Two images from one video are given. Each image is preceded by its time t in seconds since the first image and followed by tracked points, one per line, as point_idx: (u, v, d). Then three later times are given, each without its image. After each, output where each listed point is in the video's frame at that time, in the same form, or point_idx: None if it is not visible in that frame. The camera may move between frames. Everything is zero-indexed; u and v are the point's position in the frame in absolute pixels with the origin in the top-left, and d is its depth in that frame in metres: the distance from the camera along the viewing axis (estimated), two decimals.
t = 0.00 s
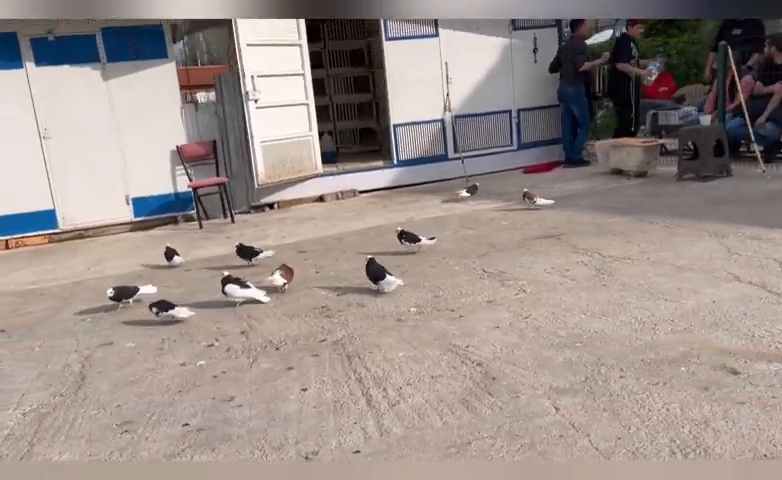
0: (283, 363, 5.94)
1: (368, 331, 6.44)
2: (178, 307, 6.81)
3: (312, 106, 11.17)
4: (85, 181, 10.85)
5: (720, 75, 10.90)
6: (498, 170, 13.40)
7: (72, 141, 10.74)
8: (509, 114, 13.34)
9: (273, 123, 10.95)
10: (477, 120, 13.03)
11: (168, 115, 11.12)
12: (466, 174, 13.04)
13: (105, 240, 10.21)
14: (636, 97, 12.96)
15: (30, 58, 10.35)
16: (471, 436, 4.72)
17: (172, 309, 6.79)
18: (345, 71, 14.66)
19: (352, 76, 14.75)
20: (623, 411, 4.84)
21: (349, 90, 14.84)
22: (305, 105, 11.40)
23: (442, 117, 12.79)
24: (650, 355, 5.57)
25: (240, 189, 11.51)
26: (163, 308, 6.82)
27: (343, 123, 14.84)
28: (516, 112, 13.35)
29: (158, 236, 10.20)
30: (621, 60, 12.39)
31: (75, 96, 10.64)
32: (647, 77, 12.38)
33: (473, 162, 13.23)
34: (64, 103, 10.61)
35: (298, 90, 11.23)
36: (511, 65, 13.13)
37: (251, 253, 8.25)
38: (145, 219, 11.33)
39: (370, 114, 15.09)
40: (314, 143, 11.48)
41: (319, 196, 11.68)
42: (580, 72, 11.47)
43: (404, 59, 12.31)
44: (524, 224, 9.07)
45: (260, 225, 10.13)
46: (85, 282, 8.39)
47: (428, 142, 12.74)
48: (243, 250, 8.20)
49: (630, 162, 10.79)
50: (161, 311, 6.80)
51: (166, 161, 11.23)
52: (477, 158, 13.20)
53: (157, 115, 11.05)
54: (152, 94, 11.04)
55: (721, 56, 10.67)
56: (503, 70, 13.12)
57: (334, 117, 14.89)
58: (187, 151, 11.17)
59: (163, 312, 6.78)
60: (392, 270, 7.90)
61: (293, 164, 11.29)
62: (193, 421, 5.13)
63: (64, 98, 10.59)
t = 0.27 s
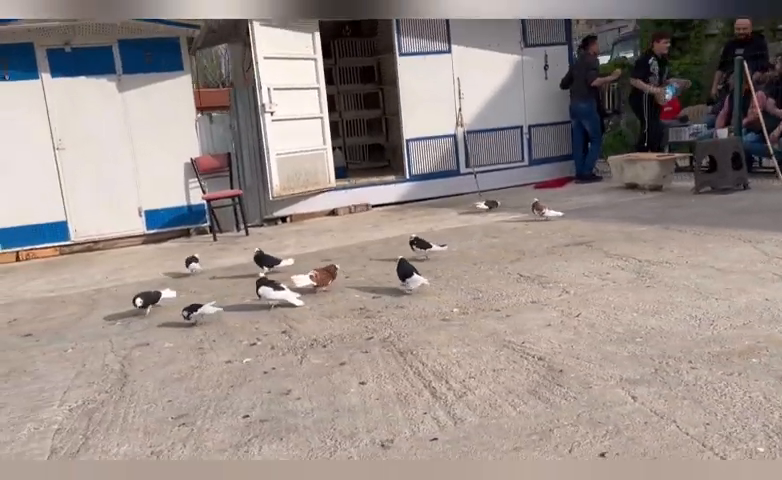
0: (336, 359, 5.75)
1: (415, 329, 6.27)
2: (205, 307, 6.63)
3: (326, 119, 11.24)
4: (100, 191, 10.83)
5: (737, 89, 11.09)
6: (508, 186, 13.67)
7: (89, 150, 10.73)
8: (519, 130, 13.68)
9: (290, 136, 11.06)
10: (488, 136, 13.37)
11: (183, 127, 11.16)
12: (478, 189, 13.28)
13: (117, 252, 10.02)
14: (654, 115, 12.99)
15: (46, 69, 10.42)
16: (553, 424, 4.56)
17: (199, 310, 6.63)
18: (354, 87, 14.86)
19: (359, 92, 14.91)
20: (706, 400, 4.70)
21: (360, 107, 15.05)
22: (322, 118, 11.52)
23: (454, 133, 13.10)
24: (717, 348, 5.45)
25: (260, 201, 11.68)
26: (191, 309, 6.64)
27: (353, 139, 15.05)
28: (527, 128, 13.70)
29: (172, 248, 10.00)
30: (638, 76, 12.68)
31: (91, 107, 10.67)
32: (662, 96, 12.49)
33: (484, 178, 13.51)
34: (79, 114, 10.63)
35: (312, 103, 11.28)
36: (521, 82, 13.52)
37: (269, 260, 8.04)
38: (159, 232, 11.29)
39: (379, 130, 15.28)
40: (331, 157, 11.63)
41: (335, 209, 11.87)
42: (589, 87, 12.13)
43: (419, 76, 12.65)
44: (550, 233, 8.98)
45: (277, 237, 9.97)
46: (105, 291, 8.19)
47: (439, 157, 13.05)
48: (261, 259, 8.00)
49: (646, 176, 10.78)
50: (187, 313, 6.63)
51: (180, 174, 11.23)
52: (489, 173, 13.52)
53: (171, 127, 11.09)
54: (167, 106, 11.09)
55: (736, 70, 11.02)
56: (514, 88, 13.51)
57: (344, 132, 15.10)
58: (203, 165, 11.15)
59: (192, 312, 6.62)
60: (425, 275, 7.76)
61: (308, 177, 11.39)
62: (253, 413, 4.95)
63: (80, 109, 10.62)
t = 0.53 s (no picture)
0: (375, 332, 5.65)
1: (445, 308, 6.20)
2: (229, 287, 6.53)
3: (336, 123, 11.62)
4: (112, 190, 10.82)
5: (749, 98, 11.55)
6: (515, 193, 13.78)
7: (102, 148, 10.72)
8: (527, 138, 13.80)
9: (301, 138, 11.33)
10: (497, 143, 13.50)
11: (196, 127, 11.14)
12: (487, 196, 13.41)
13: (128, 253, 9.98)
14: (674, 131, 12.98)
15: (61, 67, 10.41)
16: (606, 382, 4.50)
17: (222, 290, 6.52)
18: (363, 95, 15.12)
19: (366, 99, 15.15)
20: (757, 362, 4.66)
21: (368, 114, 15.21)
22: (332, 122, 11.81)
23: (463, 139, 13.23)
24: (759, 320, 5.43)
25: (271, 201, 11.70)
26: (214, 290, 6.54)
27: (361, 147, 15.22)
28: (536, 137, 13.81)
29: (183, 247, 9.93)
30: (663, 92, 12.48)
31: (105, 105, 10.66)
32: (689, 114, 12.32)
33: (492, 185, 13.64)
34: (93, 112, 10.62)
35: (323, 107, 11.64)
36: (530, 91, 13.66)
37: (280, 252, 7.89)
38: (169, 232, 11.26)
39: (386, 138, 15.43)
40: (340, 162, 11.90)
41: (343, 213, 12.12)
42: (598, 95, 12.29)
43: (429, 82, 12.81)
44: (566, 232, 8.98)
45: (289, 237, 9.94)
46: (123, 280, 8.13)
47: (447, 163, 13.18)
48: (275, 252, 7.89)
49: (655, 182, 10.85)
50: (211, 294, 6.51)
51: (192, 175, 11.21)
52: (497, 181, 13.63)
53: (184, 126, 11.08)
54: (181, 105, 11.08)
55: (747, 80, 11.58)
56: (524, 96, 13.65)
57: (352, 140, 15.25)
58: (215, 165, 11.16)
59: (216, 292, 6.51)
60: (447, 264, 7.73)
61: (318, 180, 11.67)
62: (297, 375, 4.87)
63: (93, 107, 10.61)
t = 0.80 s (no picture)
0: (387, 311, 5.29)
1: (454, 290, 5.86)
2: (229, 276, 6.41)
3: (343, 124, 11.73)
4: (118, 186, 10.92)
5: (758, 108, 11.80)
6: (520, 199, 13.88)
7: (110, 144, 10.82)
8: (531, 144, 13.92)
9: (308, 139, 11.45)
10: (501, 148, 13.60)
11: (203, 126, 11.29)
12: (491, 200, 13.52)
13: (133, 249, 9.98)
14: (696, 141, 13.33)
15: (71, 62, 10.53)
16: (624, 350, 4.45)
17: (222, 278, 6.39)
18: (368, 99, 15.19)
19: (370, 104, 15.21)
20: (773, 336, 4.64)
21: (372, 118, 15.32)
22: (338, 124, 11.94)
23: (468, 143, 13.31)
24: (771, 303, 5.42)
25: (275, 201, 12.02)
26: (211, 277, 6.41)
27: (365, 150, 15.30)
28: (539, 142, 13.92)
29: (188, 245, 9.90)
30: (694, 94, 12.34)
31: (113, 101, 10.78)
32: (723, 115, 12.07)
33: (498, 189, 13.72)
34: (101, 108, 10.73)
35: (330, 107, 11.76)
36: (535, 98, 13.81)
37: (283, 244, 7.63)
38: (173, 229, 11.37)
39: (391, 143, 15.53)
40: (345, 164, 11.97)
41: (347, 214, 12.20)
42: (604, 101, 12.32)
43: (435, 86, 12.91)
44: (572, 231, 8.98)
45: (294, 235, 9.92)
46: (129, 271, 8.07)
47: (453, 167, 13.24)
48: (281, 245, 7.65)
49: (659, 187, 10.87)
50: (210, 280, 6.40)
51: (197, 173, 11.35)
52: (501, 186, 13.71)
53: (190, 125, 11.22)
54: (188, 104, 11.22)
55: (751, 88, 11.89)
56: (528, 103, 13.78)
57: (357, 143, 15.28)
58: (222, 165, 11.31)
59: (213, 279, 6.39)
60: (455, 255, 7.72)
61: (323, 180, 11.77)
62: (312, 347, 4.81)
63: (101, 103, 10.72)
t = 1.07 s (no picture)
0: (395, 307, 5.33)
1: (461, 291, 5.69)
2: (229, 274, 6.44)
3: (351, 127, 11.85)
4: (127, 186, 11.02)
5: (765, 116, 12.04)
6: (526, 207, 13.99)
7: (120, 145, 10.93)
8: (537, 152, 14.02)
9: (314, 140, 11.56)
10: (507, 154, 13.72)
11: (212, 129, 11.42)
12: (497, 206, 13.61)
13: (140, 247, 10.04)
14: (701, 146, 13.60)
15: (82, 64, 10.65)
16: (632, 346, 4.51)
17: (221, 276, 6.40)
18: (374, 105, 15.31)
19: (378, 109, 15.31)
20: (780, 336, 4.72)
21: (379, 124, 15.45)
22: (345, 127, 12.05)
23: (475, 149, 13.45)
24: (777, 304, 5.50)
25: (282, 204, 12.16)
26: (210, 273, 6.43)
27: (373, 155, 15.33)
28: (546, 149, 14.03)
29: (191, 246, 9.92)
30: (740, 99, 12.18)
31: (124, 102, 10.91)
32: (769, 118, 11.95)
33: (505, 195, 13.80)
34: (112, 109, 10.86)
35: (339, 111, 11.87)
36: (544, 104, 13.92)
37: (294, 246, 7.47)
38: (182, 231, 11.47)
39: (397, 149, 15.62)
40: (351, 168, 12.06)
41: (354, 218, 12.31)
42: (611, 109, 12.45)
43: (440, 92, 13.05)
44: (578, 236, 9.07)
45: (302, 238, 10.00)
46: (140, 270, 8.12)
47: (459, 173, 13.39)
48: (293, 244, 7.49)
49: (665, 195, 10.94)
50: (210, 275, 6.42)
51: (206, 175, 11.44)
52: (508, 192, 13.81)
53: (199, 127, 11.34)
54: (198, 106, 11.34)
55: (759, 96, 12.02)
56: (536, 109, 13.90)
57: (364, 148, 15.31)
58: (229, 166, 11.42)
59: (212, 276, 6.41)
60: (462, 257, 7.80)
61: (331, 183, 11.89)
62: (323, 339, 4.90)
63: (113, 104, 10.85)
